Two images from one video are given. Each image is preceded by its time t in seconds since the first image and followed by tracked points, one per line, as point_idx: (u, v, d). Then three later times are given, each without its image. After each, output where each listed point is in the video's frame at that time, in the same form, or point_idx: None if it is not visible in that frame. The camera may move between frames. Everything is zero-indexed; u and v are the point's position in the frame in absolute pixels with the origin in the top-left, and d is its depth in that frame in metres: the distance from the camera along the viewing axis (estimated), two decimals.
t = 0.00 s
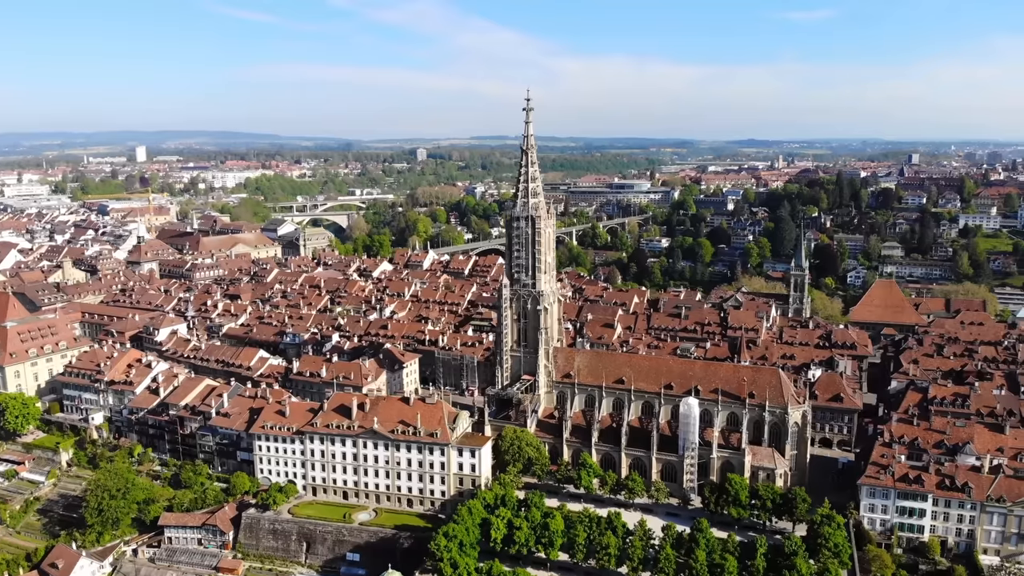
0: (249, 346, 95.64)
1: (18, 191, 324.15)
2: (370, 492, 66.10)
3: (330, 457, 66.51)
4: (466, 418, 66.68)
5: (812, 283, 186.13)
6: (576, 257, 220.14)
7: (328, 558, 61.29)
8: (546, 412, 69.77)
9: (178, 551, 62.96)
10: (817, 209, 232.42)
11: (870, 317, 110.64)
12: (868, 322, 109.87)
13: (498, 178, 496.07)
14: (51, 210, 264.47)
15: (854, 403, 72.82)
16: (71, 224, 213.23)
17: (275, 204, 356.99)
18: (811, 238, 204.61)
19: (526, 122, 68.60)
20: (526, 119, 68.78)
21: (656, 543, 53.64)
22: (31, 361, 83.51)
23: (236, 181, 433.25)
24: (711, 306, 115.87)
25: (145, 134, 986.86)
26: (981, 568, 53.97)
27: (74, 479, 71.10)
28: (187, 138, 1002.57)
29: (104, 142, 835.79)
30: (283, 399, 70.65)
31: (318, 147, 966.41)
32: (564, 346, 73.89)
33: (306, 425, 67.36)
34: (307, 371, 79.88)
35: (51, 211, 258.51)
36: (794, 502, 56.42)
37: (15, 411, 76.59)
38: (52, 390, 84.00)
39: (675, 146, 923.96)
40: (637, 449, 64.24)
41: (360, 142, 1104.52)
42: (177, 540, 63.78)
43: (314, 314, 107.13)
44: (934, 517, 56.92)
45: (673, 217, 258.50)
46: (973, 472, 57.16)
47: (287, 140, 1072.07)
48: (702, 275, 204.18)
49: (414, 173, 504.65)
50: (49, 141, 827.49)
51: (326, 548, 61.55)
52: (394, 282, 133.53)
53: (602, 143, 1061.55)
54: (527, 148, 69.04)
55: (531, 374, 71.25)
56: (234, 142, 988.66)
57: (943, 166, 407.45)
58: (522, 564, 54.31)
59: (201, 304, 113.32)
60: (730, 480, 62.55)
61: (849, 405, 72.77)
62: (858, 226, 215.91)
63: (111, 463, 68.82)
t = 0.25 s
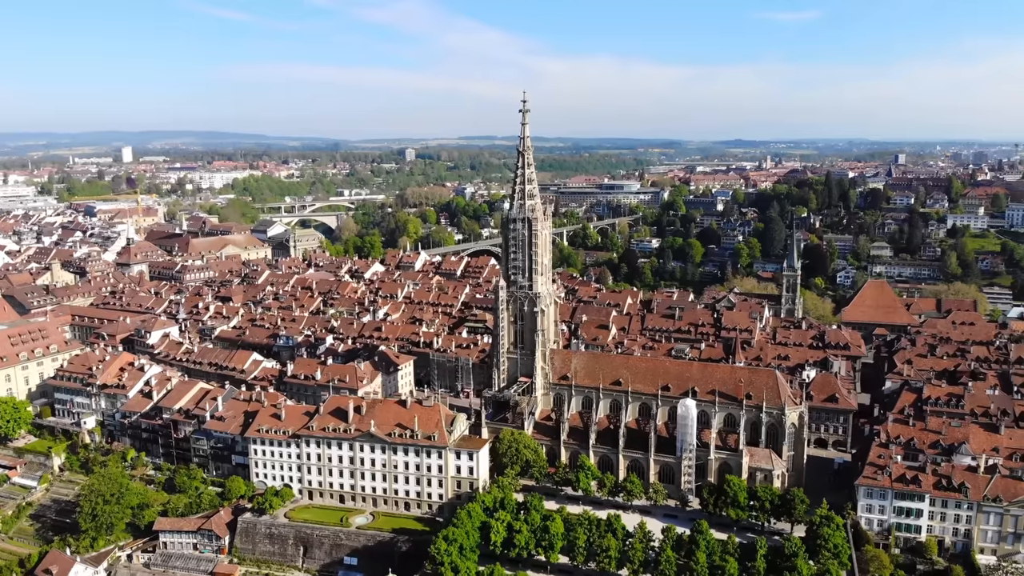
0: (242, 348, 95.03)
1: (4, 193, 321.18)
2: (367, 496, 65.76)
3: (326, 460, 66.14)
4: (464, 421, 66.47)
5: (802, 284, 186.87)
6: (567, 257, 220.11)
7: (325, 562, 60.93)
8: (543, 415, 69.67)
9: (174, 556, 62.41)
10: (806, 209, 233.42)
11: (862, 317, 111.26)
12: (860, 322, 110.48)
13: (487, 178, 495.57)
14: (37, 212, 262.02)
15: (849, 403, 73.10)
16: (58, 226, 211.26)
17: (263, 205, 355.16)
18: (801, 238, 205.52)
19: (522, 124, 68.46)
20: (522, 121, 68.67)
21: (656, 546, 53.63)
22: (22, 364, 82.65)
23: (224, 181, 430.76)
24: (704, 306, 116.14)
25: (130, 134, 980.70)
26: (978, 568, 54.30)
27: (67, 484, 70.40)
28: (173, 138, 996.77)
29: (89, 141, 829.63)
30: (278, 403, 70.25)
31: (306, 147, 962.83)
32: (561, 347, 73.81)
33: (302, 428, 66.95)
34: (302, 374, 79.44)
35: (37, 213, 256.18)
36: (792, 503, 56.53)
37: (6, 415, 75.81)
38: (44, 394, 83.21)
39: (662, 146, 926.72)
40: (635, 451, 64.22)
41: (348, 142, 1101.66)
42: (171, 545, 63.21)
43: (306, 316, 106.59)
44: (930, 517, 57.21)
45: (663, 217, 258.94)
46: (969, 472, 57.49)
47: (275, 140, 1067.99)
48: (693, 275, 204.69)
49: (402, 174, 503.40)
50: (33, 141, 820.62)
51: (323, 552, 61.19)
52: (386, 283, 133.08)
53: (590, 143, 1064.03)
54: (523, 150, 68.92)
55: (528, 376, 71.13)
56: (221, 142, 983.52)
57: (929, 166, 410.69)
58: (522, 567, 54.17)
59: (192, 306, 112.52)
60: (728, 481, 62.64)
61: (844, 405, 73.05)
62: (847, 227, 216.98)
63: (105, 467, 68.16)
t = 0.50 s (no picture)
0: (236, 351, 94.51)
1: None
2: (364, 499, 65.48)
3: (323, 463, 65.81)
4: (461, 423, 66.29)
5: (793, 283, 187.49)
6: (559, 258, 220.03)
7: (323, 566, 60.57)
8: (541, 416, 69.55)
9: (170, 561, 61.74)
10: (796, 209, 234.19)
11: (855, 317, 111.79)
12: (854, 322, 111.02)
13: (477, 178, 495.12)
14: (24, 212, 259.74)
15: (845, 403, 73.34)
16: (46, 227, 209.49)
17: (253, 205, 353.35)
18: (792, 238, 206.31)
19: (519, 125, 68.34)
20: (519, 122, 68.55)
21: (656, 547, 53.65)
22: (13, 368, 81.96)
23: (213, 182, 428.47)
24: (698, 307, 116.36)
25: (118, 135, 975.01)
26: (976, 567, 54.53)
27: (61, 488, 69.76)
28: (161, 137, 991.44)
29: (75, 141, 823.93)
30: (274, 406, 69.89)
31: (295, 147, 959.29)
32: (558, 349, 73.72)
33: (299, 431, 66.58)
34: (297, 376, 79.07)
35: (24, 214, 254.08)
36: (791, 504, 56.61)
37: None
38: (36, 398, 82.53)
39: (652, 147, 929.04)
40: (633, 452, 64.19)
41: (337, 142, 1099.09)
42: (167, 549, 62.61)
43: (300, 317, 106.09)
44: (928, 517, 57.44)
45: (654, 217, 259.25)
46: (966, 472, 57.73)
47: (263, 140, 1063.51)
48: (685, 275, 205.13)
49: (392, 174, 502.23)
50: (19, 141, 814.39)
51: (320, 556, 60.84)
52: (380, 284, 132.67)
53: (580, 143, 1065.47)
54: (520, 151, 68.81)
55: (525, 378, 71.02)
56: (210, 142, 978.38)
57: (917, 166, 413.49)
58: (522, 570, 54.06)
59: (184, 308, 111.80)
60: (726, 482, 62.69)
61: (840, 406, 73.28)
62: (837, 227, 217.89)
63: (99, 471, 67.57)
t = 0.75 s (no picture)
0: (228, 353, 93.90)
1: None
2: (361, 502, 65.13)
3: (320, 467, 65.41)
4: (458, 426, 66.08)
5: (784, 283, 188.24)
6: (549, 259, 220.04)
7: (320, 570, 60.20)
8: (538, 418, 69.41)
9: (165, 566, 61.20)
10: (786, 209, 235.09)
11: (847, 317, 112.40)
12: (846, 322, 111.61)
13: (466, 178, 494.47)
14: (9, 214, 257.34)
15: (840, 403, 73.59)
16: (33, 229, 207.62)
17: (241, 206, 351.43)
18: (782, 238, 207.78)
19: (515, 126, 68.17)
20: (515, 123, 68.39)
21: (657, 549, 53.67)
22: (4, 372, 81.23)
23: (200, 182, 426.08)
24: (691, 307, 116.64)
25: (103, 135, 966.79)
26: (973, 567, 54.80)
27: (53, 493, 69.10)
28: (146, 138, 984.46)
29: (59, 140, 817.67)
30: (270, 409, 69.43)
31: (282, 147, 954.85)
32: (554, 350, 73.61)
33: (295, 435, 66.18)
34: (292, 379, 78.69)
35: (10, 215, 251.63)
36: (789, 504, 56.75)
37: None
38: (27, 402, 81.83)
39: (640, 146, 931.25)
40: (631, 454, 64.18)
41: (325, 142, 1096.45)
42: (162, 554, 62.07)
43: (293, 319, 105.60)
44: (925, 517, 57.71)
45: (644, 218, 259.79)
46: (963, 472, 58.03)
47: (250, 140, 1057.73)
48: (675, 276, 205.69)
49: (381, 174, 500.85)
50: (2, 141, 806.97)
51: (318, 560, 60.50)
52: (372, 286, 132.22)
53: (569, 143, 1067.03)
54: (516, 153, 68.66)
55: (522, 379, 70.87)
56: (196, 142, 972.06)
57: (904, 166, 416.55)
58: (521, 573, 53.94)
59: (175, 310, 111.01)
60: (724, 483, 62.77)
61: (835, 406, 73.53)
62: (827, 227, 219.03)
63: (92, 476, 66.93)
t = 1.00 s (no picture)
0: (222, 356, 93.34)
1: None
2: (358, 505, 64.85)
3: (317, 470, 65.10)
4: (456, 428, 65.89)
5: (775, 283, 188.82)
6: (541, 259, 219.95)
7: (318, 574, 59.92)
8: (535, 420, 69.30)
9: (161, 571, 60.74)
10: (776, 209, 235.77)
11: (840, 318, 112.88)
12: (839, 322, 112.10)
13: (457, 179, 493.86)
14: None
15: (835, 404, 73.77)
16: (21, 230, 205.84)
17: (230, 207, 349.55)
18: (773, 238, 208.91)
19: (512, 128, 68.03)
20: (513, 125, 68.26)
21: (657, 551, 53.66)
22: None
23: (189, 183, 423.75)
24: (685, 308, 116.84)
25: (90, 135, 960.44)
26: (970, 566, 55.03)
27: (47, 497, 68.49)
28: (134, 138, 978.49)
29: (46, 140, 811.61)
30: (266, 411, 69.01)
31: (271, 146, 951.36)
32: (551, 352, 73.50)
33: (291, 438, 65.83)
34: (287, 382, 78.31)
35: None
36: (788, 505, 56.85)
37: None
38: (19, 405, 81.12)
39: (629, 146, 932.89)
40: (629, 455, 64.19)
41: (314, 142, 1093.09)
42: (158, 559, 61.60)
43: (287, 321, 105.08)
44: (922, 517, 57.94)
45: (635, 218, 260.09)
46: (959, 472, 58.33)
47: (238, 140, 1053.35)
48: (667, 276, 206.00)
49: (371, 174, 499.45)
50: None
51: (315, 564, 60.22)
52: (365, 287, 131.82)
53: (559, 143, 1068.36)
54: (513, 154, 68.52)
55: (519, 381, 70.73)
56: (185, 142, 967.54)
57: (892, 165, 419.10)
58: None
59: (168, 312, 110.28)
60: (722, 484, 62.86)
61: (831, 406, 73.71)
62: (817, 227, 219.85)
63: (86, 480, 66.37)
